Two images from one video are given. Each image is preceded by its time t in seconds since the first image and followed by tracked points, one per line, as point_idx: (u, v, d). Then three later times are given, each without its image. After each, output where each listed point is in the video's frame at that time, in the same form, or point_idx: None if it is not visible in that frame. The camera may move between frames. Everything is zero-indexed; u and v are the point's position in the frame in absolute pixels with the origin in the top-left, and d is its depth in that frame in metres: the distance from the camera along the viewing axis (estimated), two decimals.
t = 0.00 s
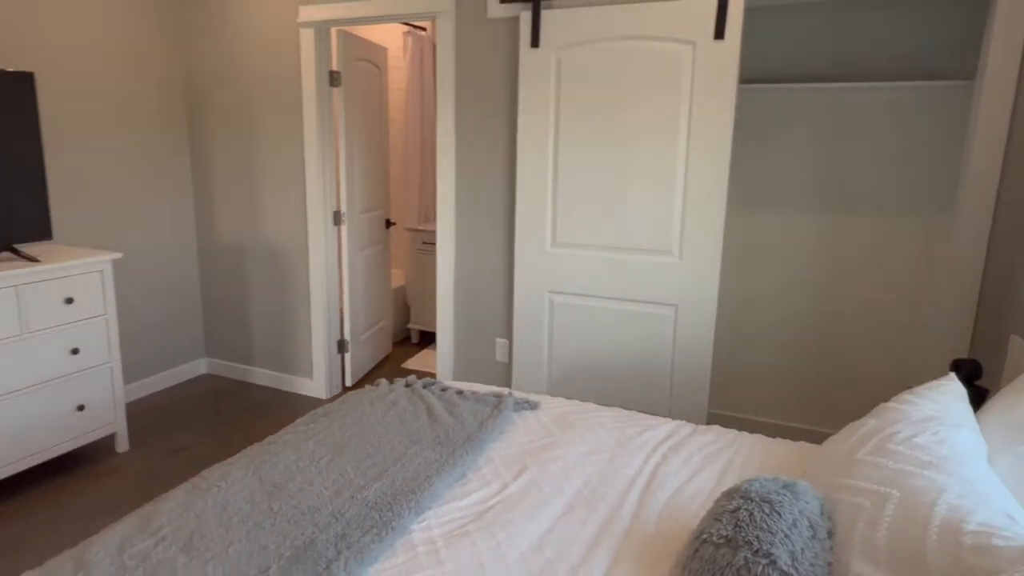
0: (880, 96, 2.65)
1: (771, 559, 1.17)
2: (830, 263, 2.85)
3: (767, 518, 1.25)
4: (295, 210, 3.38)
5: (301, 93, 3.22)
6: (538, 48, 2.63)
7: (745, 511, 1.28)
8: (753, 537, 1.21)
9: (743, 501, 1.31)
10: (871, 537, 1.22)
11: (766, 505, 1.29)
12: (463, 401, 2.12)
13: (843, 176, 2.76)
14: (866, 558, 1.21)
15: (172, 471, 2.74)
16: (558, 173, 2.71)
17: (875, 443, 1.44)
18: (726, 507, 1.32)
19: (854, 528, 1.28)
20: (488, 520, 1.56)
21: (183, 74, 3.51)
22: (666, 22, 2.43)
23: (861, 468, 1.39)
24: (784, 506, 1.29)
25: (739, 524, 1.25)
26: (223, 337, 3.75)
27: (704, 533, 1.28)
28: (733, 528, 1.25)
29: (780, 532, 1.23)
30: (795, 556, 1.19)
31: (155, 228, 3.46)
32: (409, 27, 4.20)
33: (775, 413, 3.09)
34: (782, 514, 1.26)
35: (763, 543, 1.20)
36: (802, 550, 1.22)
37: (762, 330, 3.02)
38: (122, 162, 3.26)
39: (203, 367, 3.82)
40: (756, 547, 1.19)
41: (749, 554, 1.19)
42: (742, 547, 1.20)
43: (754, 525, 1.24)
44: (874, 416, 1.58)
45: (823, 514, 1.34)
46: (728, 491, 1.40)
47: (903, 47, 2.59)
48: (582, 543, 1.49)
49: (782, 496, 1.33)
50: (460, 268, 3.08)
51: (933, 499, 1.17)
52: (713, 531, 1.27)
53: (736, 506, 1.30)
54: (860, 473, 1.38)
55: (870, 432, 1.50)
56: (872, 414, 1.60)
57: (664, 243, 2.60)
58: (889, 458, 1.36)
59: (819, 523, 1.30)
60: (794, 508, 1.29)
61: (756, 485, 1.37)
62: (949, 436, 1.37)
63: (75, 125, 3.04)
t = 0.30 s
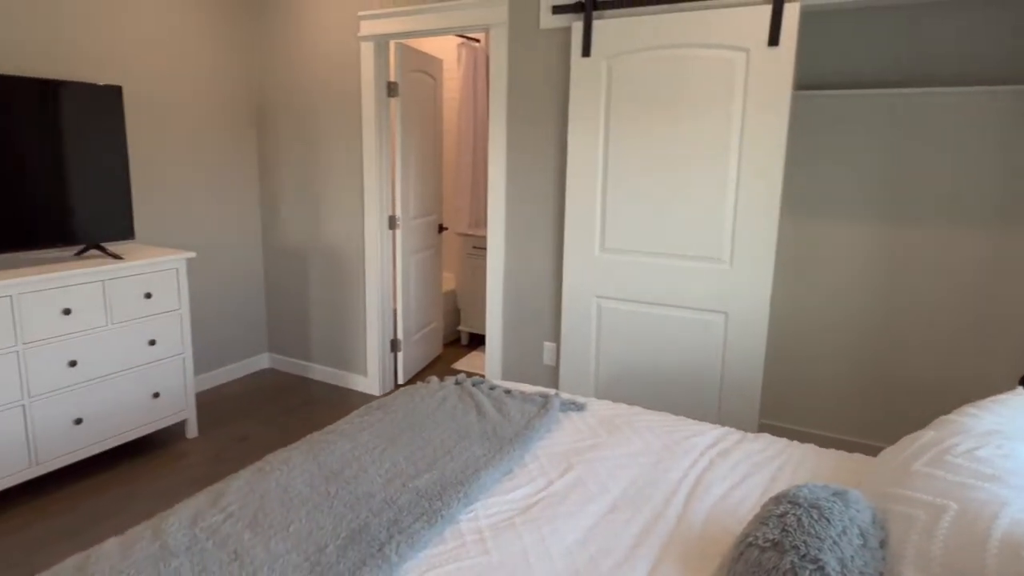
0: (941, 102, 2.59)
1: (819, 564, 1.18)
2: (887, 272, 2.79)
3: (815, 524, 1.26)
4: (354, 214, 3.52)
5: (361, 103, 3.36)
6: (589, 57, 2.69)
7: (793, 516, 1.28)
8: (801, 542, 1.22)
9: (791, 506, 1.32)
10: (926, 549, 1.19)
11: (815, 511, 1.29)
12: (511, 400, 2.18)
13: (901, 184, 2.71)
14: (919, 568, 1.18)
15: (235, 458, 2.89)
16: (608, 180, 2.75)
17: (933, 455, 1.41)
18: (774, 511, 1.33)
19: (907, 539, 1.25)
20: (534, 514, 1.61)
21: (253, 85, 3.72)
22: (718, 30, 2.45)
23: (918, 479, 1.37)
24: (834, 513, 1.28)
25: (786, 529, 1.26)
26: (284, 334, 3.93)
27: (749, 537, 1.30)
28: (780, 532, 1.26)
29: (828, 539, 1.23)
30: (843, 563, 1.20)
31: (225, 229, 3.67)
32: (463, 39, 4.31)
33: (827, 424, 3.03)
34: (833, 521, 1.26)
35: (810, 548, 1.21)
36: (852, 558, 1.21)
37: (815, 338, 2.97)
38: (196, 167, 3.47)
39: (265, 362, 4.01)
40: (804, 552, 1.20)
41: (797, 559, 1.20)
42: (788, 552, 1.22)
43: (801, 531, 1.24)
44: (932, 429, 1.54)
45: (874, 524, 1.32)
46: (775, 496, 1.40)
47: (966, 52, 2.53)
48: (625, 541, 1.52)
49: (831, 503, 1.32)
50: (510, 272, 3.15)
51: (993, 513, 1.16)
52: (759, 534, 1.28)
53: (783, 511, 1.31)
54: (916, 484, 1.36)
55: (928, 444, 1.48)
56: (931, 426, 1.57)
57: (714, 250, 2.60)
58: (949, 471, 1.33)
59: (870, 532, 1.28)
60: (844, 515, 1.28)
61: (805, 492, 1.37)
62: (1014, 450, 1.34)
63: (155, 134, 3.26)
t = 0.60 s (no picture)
0: (1002, 103, 2.49)
1: (867, 574, 1.15)
2: (942, 279, 2.69)
3: (863, 533, 1.22)
4: (397, 217, 3.57)
5: (406, 107, 3.41)
6: (635, 60, 2.67)
7: (839, 524, 1.24)
8: (848, 551, 1.18)
9: (838, 515, 1.28)
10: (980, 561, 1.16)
11: (863, 519, 1.25)
12: (552, 402, 2.17)
13: (959, 187, 2.61)
14: None
15: (280, 453, 2.96)
16: (652, 183, 2.73)
17: (987, 466, 1.36)
18: (819, 519, 1.29)
19: (960, 552, 1.22)
20: (575, 515, 1.60)
21: (301, 91, 3.81)
22: (768, 31, 2.41)
23: (969, 490, 1.33)
24: (883, 522, 1.24)
25: (832, 537, 1.22)
26: (328, 333, 4.00)
27: (794, 544, 1.26)
28: (826, 540, 1.22)
29: (877, 548, 1.19)
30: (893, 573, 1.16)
31: (273, 230, 3.76)
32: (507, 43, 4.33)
33: (875, 433, 2.94)
34: (881, 530, 1.22)
35: (858, 557, 1.17)
36: (901, 569, 1.17)
37: (865, 346, 2.88)
38: (246, 169, 3.57)
39: (309, 360, 4.09)
40: (851, 561, 1.17)
41: (843, 568, 1.16)
42: (835, 561, 1.18)
43: (848, 540, 1.21)
44: (988, 439, 1.49)
45: (926, 535, 1.27)
46: (821, 504, 1.36)
47: None
48: (668, 544, 1.50)
49: (880, 512, 1.27)
50: (551, 275, 3.15)
51: None
52: (804, 542, 1.25)
53: (830, 519, 1.27)
54: (969, 495, 1.31)
55: (983, 454, 1.42)
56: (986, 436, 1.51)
57: (761, 254, 2.55)
58: (1002, 481, 1.29)
59: (921, 542, 1.24)
60: (894, 525, 1.24)
61: (853, 500, 1.32)
62: None
63: (207, 138, 3.37)
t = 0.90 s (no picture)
0: None
1: None
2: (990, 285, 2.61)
3: (907, 544, 1.19)
4: (431, 218, 3.60)
5: (442, 108, 3.43)
6: (672, 61, 2.65)
7: (883, 534, 1.21)
8: (892, 562, 1.15)
9: (881, 525, 1.25)
10: None
11: (908, 530, 1.21)
12: (586, 405, 2.16)
13: (1009, 190, 2.53)
14: None
15: (315, 450, 3.00)
16: (688, 186, 2.70)
17: None
18: (862, 529, 1.26)
19: (1011, 565, 1.18)
20: (609, 518, 1.59)
21: (338, 93, 3.86)
22: (810, 30, 2.36)
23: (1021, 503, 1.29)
24: (928, 533, 1.21)
25: (875, 548, 1.19)
26: (362, 333, 4.05)
27: (836, 553, 1.23)
28: (868, 550, 1.19)
29: (922, 560, 1.16)
30: None
31: (310, 230, 3.82)
32: (541, 44, 4.33)
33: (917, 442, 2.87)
34: (927, 542, 1.18)
35: (902, 569, 1.14)
36: None
37: (908, 353, 2.81)
38: (284, 171, 3.64)
39: (343, 359, 4.15)
40: (895, 572, 1.14)
41: None
42: (878, 572, 1.15)
43: (892, 550, 1.18)
44: None
45: (974, 548, 1.23)
46: (863, 514, 1.33)
47: None
48: (704, 550, 1.48)
49: (926, 523, 1.24)
50: (585, 277, 3.14)
51: None
52: (846, 551, 1.22)
53: (873, 528, 1.24)
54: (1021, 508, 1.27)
55: None
56: None
57: (800, 258, 2.51)
58: None
59: (969, 556, 1.20)
60: (940, 537, 1.20)
61: (897, 510, 1.29)
62: None
63: (246, 140, 3.44)
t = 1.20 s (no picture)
0: None
1: None
2: None
3: (951, 556, 1.15)
4: (461, 219, 3.61)
5: (472, 109, 3.45)
6: (706, 60, 2.62)
7: (925, 546, 1.18)
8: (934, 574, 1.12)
9: (923, 535, 1.21)
10: None
11: (951, 542, 1.18)
12: (616, 408, 2.15)
13: None
14: None
15: (344, 449, 3.03)
16: (722, 187, 2.67)
17: None
18: (902, 539, 1.23)
19: None
20: (641, 523, 1.58)
21: (369, 95, 3.90)
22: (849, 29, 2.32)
23: None
24: (972, 545, 1.17)
25: (917, 559, 1.16)
26: (390, 333, 4.08)
27: (875, 563, 1.20)
28: (910, 561, 1.16)
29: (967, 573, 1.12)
30: None
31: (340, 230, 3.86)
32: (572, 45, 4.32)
33: (956, 451, 2.80)
34: (971, 555, 1.15)
35: None
36: None
37: (948, 359, 2.74)
38: (316, 172, 3.68)
39: (372, 359, 4.19)
40: None
41: None
42: None
43: (935, 563, 1.14)
44: None
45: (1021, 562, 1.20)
46: (904, 524, 1.30)
47: None
48: (738, 556, 1.45)
49: (970, 535, 1.20)
50: (615, 279, 3.12)
51: None
52: (886, 562, 1.19)
53: (914, 539, 1.21)
54: None
55: None
56: None
57: (837, 262, 2.46)
58: None
59: (1015, 569, 1.17)
60: (985, 550, 1.17)
61: (939, 521, 1.26)
62: None
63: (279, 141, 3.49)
